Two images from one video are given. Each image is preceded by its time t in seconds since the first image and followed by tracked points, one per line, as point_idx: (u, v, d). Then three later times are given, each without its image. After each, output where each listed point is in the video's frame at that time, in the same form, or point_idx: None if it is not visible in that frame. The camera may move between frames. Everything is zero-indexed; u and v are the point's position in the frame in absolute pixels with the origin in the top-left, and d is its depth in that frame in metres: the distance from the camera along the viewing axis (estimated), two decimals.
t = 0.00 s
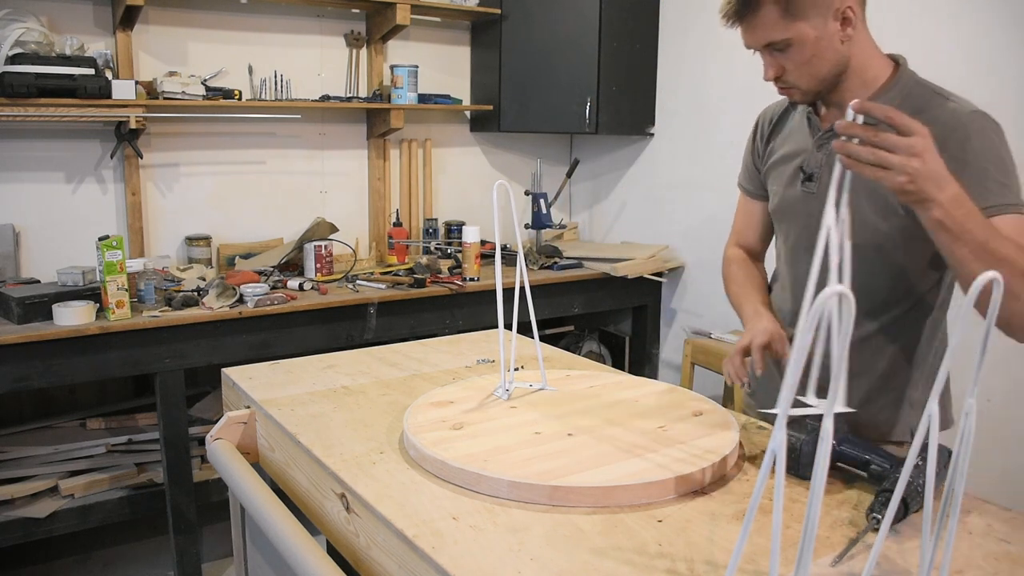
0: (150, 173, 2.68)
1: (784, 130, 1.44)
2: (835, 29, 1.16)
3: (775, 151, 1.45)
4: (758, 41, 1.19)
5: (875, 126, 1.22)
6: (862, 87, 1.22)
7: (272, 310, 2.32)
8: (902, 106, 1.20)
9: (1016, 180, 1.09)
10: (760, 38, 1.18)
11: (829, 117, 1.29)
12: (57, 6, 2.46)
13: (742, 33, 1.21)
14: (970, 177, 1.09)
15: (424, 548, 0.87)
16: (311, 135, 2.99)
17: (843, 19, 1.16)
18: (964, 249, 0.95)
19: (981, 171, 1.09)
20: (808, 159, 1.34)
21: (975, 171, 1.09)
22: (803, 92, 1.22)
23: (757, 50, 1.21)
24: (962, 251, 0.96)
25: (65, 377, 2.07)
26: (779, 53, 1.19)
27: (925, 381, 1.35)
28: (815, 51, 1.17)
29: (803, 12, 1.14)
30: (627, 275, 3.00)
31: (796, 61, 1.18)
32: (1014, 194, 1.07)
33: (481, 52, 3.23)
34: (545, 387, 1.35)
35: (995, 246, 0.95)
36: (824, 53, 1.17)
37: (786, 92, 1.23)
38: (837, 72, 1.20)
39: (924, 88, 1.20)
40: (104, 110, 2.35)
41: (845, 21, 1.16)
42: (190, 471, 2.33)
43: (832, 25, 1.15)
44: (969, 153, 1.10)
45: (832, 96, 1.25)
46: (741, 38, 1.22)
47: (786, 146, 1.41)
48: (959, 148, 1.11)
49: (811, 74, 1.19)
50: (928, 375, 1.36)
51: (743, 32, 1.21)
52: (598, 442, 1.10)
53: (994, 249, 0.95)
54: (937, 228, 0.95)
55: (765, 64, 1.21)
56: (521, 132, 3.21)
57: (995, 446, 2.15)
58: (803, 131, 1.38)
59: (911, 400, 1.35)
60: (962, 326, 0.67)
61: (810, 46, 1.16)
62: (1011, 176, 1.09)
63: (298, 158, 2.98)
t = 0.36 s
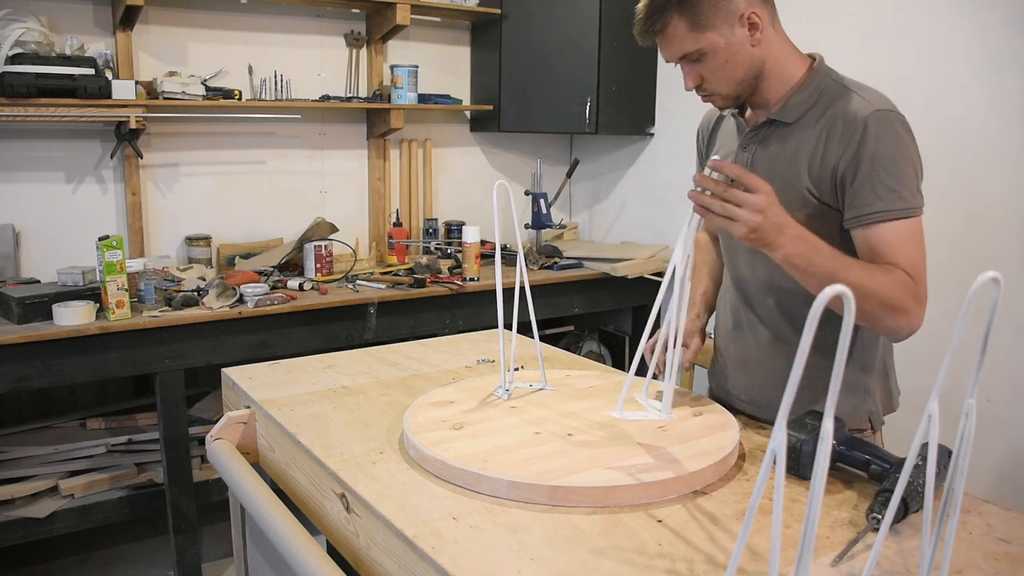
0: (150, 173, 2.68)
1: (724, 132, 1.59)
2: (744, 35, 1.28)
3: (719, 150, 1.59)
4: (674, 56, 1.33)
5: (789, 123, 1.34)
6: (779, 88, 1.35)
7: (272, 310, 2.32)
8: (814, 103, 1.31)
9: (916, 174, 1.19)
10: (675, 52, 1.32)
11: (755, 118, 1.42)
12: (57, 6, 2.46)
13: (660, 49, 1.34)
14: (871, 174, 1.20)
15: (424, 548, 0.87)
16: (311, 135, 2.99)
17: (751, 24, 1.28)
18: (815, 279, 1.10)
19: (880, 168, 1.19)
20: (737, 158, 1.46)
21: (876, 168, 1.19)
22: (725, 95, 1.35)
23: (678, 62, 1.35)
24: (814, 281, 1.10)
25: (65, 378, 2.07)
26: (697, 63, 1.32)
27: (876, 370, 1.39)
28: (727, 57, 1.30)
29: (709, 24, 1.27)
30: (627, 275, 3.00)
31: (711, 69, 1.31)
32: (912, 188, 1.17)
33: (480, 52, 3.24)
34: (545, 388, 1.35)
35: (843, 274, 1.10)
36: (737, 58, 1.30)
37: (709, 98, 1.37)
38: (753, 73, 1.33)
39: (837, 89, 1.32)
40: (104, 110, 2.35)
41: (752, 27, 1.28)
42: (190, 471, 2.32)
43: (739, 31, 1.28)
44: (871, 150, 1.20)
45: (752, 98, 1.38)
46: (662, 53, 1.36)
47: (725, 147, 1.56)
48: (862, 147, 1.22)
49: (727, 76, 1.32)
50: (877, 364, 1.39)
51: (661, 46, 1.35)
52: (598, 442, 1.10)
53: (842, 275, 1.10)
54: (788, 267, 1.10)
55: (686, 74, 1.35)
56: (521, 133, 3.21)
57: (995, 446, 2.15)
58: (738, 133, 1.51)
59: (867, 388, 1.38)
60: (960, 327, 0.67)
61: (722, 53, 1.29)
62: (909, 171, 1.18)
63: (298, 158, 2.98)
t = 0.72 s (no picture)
0: (150, 173, 2.68)
1: (709, 135, 1.59)
2: (722, 39, 1.30)
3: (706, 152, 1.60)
4: (655, 64, 1.36)
5: (780, 123, 1.35)
6: (762, 88, 1.36)
7: (272, 310, 2.32)
8: (803, 101, 1.32)
9: (911, 165, 1.21)
10: (656, 61, 1.35)
11: (742, 119, 1.43)
12: (57, 6, 2.46)
13: (641, 58, 1.37)
14: (867, 169, 1.22)
15: (424, 549, 0.87)
16: (311, 135, 2.99)
17: (728, 27, 1.29)
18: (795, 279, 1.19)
19: (875, 162, 1.22)
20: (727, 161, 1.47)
21: (872, 163, 1.22)
22: (709, 100, 1.37)
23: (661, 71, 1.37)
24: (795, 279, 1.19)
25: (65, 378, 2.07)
26: (678, 70, 1.34)
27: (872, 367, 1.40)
28: (707, 63, 1.31)
29: (685, 31, 1.29)
30: (627, 275, 2.99)
31: (694, 75, 1.33)
32: (908, 180, 1.20)
33: (480, 52, 3.24)
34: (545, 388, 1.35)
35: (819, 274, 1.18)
36: (717, 62, 1.32)
37: (696, 104, 1.39)
38: (735, 74, 1.34)
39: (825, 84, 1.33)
40: (104, 110, 2.35)
41: (729, 31, 1.30)
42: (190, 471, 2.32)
43: (716, 36, 1.29)
44: (866, 145, 1.23)
45: (738, 100, 1.39)
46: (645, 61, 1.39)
47: (713, 148, 1.56)
48: (856, 142, 1.24)
49: (709, 81, 1.34)
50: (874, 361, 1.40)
51: (643, 57, 1.37)
52: (598, 442, 1.10)
53: (821, 272, 1.18)
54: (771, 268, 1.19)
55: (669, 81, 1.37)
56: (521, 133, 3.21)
57: (995, 446, 2.15)
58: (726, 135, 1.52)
59: (865, 384, 1.39)
60: (961, 328, 0.67)
61: (702, 59, 1.31)
62: (903, 163, 1.21)
63: (298, 158, 2.97)
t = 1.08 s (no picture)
0: (150, 173, 2.68)
1: (706, 136, 1.59)
2: (726, 41, 1.31)
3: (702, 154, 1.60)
4: (658, 63, 1.37)
5: (781, 125, 1.35)
6: (764, 93, 1.36)
7: (272, 310, 2.32)
8: (805, 104, 1.32)
9: (911, 167, 1.22)
10: (659, 57, 1.36)
11: (742, 122, 1.43)
12: (57, 6, 2.46)
13: (645, 57, 1.38)
14: (868, 171, 1.23)
15: (424, 549, 0.87)
16: (311, 135, 2.99)
17: (733, 30, 1.30)
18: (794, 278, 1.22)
19: (876, 164, 1.22)
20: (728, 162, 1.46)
21: (873, 164, 1.22)
22: (709, 101, 1.38)
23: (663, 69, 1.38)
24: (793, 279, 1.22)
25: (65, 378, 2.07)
26: (681, 69, 1.35)
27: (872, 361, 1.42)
28: (709, 64, 1.32)
29: (689, 30, 1.30)
30: (627, 275, 2.99)
31: (695, 75, 1.34)
32: (908, 182, 1.21)
33: (480, 52, 3.24)
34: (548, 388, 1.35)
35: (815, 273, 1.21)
36: (719, 64, 1.32)
37: (696, 104, 1.39)
38: (737, 78, 1.34)
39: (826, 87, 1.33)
40: (104, 110, 2.35)
41: (734, 34, 1.30)
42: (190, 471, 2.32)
43: (720, 38, 1.30)
44: (867, 147, 1.23)
45: (739, 101, 1.39)
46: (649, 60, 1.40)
47: (709, 151, 1.56)
48: (858, 145, 1.24)
49: (710, 82, 1.34)
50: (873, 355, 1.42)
51: (647, 54, 1.38)
52: (598, 442, 1.10)
53: (818, 272, 1.21)
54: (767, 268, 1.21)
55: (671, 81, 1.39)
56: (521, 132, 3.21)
57: (995, 445, 2.15)
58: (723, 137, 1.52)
59: (865, 378, 1.40)
60: (961, 327, 0.67)
61: (704, 60, 1.32)
62: (904, 166, 1.22)
63: (298, 158, 2.97)
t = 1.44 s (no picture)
0: (150, 173, 2.68)
1: (687, 142, 1.59)
2: (721, 42, 1.34)
3: (684, 159, 1.59)
4: (653, 60, 1.37)
5: (767, 123, 1.37)
6: (750, 95, 1.39)
7: (272, 310, 2.32)
8: (790, 102, 1.35)
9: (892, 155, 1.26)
10: (655, 54, 1.36)
11: (726, 122, 1.45)
12: (57, 6, 2.46)
13: (639, 52, 1.38)
14: (854, 161, 1.26)
15: (424, 549, 0.87)
16: (311, 135, 2.99)
17: (729, 32, 1.34)
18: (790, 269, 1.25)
19: (862, 153, 1.26)
20: (715, 162, 1.47)
21: (859, 154, 1.26)
22: (699, 100, 1.39)
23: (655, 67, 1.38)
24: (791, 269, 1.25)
25: (65, 378, 2.07)
26: (676, 67, 1.36)
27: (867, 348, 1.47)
28: (706, 63, 1.35)
29: (689, 28, 1.32)
30: (627, 275, 2.99)
31: (690, 73, 1.36)
32: (892, 169, 1.25)
33: (480, 52, 3.24)
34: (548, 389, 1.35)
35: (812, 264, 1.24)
36: (714, 64, 1.35)
37: (685, 102, 1.41)
38: (727, 79, 1.37)
39: (805, 85, 1.37)
40: (105, 110, 2.35)
41: (731, 35, 1.34)
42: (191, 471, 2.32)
43: (717, 38, 1.33)
44: (852, 138, 1.27)
45: (725, 102, 1.41)
46: (640, 58, 1.40)
47: (693, 155, 1.56)
48: (843, 136, 1.28)
49: (704, 81, 1.36)
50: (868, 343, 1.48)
51: (640, 51, 1.38)
52: (599, 442, 1.10)
53: (814, 262, 1.24)
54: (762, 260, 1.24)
55: (662, 78, 1.39)
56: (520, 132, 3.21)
57: (995, 446, 2.15)
58: (708, 139, 1.52)
59: (864, 366, 1.45)
60: (961, 327, 0.67)
61: (700, 58, 1.34)
62: (888, 154, 1.26)
63: (298, 158, 2.97)
